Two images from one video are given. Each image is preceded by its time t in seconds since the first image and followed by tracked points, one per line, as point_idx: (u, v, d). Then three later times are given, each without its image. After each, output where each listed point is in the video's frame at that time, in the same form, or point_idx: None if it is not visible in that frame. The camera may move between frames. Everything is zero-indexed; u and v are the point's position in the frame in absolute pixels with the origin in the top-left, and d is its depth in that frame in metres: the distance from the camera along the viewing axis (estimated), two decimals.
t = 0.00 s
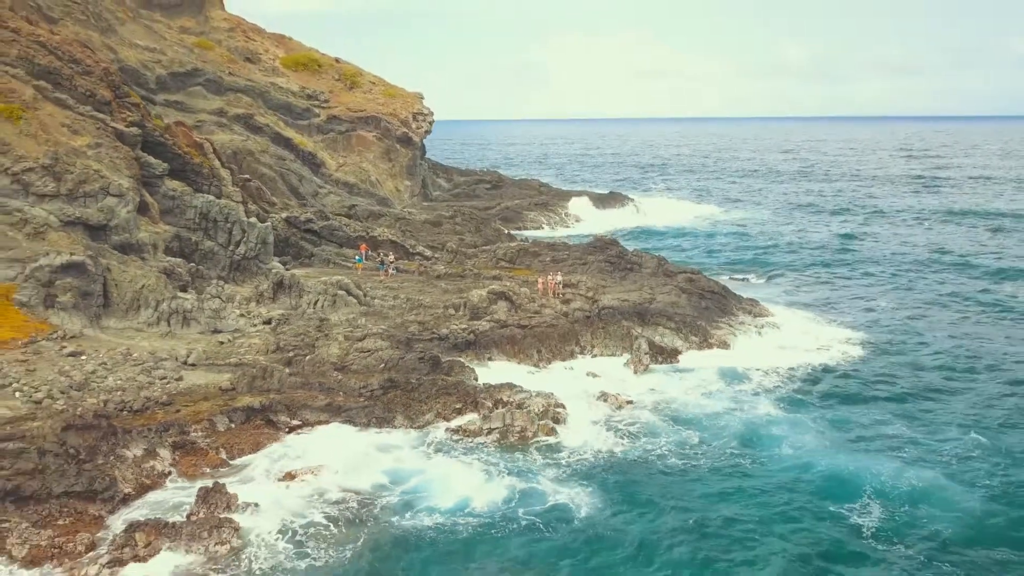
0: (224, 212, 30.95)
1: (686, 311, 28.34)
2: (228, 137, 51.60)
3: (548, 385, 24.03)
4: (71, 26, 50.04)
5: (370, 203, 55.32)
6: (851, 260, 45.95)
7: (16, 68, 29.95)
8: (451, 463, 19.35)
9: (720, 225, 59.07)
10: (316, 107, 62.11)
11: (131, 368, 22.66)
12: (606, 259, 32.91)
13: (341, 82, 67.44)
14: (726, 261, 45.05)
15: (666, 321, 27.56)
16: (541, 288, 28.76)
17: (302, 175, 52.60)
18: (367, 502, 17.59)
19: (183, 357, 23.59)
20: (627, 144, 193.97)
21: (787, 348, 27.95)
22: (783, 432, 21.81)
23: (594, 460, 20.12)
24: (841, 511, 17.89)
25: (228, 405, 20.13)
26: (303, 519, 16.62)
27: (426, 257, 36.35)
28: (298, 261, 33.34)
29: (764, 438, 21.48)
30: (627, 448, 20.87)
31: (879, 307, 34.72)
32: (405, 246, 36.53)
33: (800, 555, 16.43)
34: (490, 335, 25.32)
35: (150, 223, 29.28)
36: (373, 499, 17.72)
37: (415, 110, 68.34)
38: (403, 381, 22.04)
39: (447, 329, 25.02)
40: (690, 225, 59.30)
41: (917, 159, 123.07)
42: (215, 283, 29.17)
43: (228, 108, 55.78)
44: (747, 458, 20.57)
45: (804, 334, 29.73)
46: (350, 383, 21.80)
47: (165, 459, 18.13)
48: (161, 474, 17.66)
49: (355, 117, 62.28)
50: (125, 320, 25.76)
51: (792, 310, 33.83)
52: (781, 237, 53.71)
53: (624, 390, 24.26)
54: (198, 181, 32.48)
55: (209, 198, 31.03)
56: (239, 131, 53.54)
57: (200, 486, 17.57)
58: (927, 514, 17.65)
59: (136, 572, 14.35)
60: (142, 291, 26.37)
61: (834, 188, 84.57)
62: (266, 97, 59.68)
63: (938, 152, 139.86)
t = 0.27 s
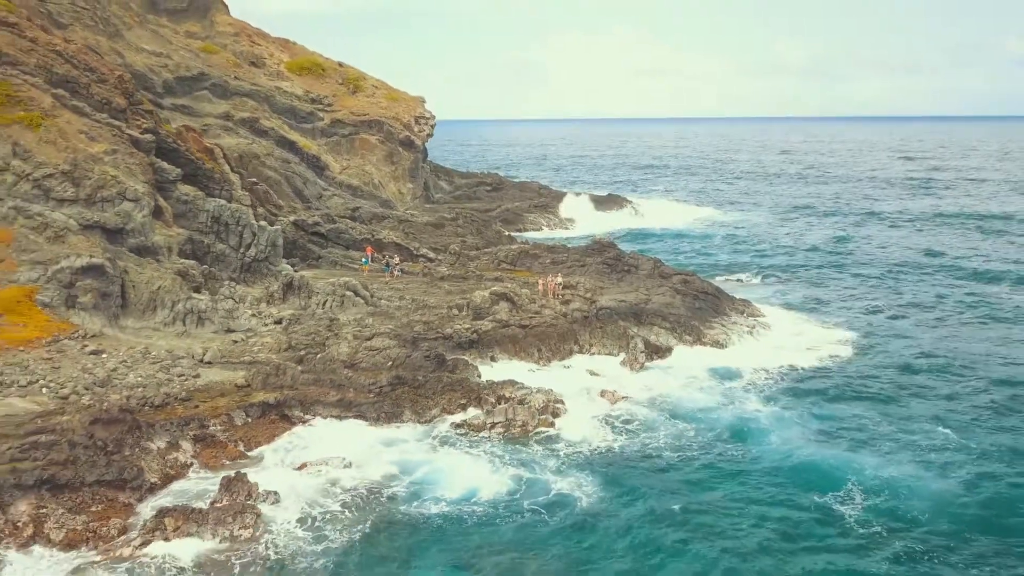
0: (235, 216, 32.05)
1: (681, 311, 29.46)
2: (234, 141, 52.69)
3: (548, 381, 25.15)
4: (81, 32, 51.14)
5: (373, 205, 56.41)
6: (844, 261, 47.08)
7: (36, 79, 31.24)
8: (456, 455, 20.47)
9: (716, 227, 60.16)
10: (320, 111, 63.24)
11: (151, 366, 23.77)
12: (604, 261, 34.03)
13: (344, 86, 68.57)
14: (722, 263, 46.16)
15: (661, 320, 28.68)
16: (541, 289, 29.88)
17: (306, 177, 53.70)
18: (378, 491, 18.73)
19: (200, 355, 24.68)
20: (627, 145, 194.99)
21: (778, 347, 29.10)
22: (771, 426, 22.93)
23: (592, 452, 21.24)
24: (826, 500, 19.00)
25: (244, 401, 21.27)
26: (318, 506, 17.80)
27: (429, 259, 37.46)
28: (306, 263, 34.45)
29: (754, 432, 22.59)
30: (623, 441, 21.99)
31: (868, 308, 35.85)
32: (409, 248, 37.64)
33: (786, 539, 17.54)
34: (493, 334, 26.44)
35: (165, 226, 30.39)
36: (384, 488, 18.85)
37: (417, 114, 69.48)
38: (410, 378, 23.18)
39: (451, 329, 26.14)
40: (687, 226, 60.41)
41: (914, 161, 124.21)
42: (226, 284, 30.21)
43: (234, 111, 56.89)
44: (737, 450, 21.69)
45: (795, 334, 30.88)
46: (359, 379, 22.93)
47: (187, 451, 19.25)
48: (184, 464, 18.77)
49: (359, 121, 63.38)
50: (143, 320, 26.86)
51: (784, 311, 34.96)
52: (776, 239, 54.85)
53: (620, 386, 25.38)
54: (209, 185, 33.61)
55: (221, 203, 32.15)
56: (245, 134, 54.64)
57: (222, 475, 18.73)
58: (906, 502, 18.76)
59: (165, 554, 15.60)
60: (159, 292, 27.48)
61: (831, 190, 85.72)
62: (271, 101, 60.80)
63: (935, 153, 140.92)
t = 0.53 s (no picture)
0: (246, 219, 33.24)
1: (675, 311, 30.66)
2: (240, 144, 53.82)
3: (547, 378, 26.33)
4: (91, 37, 52.28)
5: (376, 207, 57.56)
6: (837, 263, 48.24)
7: (54, 88, 32.48)
8: (461, 446, 21.68)
9: (713, 229, 61.34)
10: (323, 114, 64.41)
11: (169, 363, 24.93)
12: (603, 262, 35.21)
13: (347, 90, 69.78)
14: (717, 264, 47.33)
15: (656, 320, 29.84)
16: (541, 289, 31.06)
17: (310, 180, 54.84)
18: (387, 479, 19.92)
19: (215, 353, 25.84)
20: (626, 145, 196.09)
21: (769, 347, 30.28)
22: (761, 420, 24.11)
23: (590, 443, 22.43)
24: (810, 487, 20.19)
25: (260, 397, 22.51)
26: (332, 492, 19.11)
27: (432, 261, 38.61)
28: (313, 265, 35.60)
29: (744, 424, 23.82)
30: (619, 433, 23.16)
31: (857, 309, 37.02)
32: (413, 250, 38.80)
33: (771, 522, 18.75)
34: (495, 332, 27.58)
35: (179, 229, 31.55)
36: (393, 477, 20.04)
37: (419, 117, 70.67)
38: (416, 375, 24.36)
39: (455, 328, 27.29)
40: (684, 228, 61.53)
41: (910, 162, 125.30)
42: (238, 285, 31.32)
43: (240, 115, 58.03)
44: (727, 442, 22.85)
45: (785, 334, 32.09)
46: (368, 376, 24.16)
47: (208, 443, 20.47)
48: (205, 455, 19.98)
49: (362, 124, 64.53)
50: (159, 319, 28.02)
51: (776, 311, 36.15)
52: (772, 241, 56.02)
53: (617, 382, 26.56)
54: (221, 189, 34.81)
55: (232, 206, 33.34)
56: (250, 137, 55.78)
57: (242, 464, 19.99)
58: (885, 489, 19.96)
59: (192, 536, 16.91)
60: (175, 292, 28.64)
61: (827, 192, 86.91)
62: (275, 105, 61.97)
63: (932, 155, 142.13)
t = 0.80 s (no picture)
0: (256, 222, 34.46)
1: (670, 310, 31.88)
2: (246, 147, 54.99)
3: (546, 374, 27.56)
4: (100, 43, 53.45)
5: (379, 209, 58.72)
6: (830, 264, 49.42)
7: (72, 96, 33.74)
8: (466, 437, 22.94)
9: (709, 231, 62.53)
10: (327, 117, 65.59)
11: (186, 360, 26.12)
12: (601, 263, 36.41)
13: (351, 94, 71.01)
14: (713, 265, 48.54)
15: (652, 319, 31.04)
16: (541, 290, 32.26)
17: (315, 182, 56.00)
18: (396, 469, 21.16)
19: (230, 350, 27.05)
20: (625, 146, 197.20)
21: (759, 346, 31.52)
22: (750, 414, 25.34)
23: (587, 435, 23.66)
24: (795, 475, 21.44)
25: (274, 392, 23.77)
26: (345, 479, 20.48)
27: (435, 262, 39.81)
28: (321, 266, 36.83)
29: (733, 416, 25.09)
30: (615, 426, 24.39)
31: (847, 309, 38.24)
32: (417, 251, 39.99)
33: (755, 507, 20.01)
34: (497, 331, 28.79)
35: (192, 231, 32.74)
36: (401, 467, 21.28)
37: (421, 120, 71.86)
38: (422, 371, 25.62)
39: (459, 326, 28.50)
40: (682, 229, 62.69)
41: (907, 163, 126.39)
42: (249, 286, 32.50)
43: (245, 118, 59.20)
44: (717, 433, 24.07)
45: (775, 333, 33.35)
46: (376, 372, 25.41)
47: (227, 436, 21.74)
48: (224, 447, 21.24)
49: (365, 127, 65.73)
50: (175, 318, 29.22)
51: (769, 311, 37.37)
52: (767, 242, 57.23)
53: (613, 378, 27.79)
54: (232, 193, 36.04)
55: (243, 210, 34.55)
56: (255, 140, 56.95)
57: (260, 454, 21.30)
58: (865, 478, 21.19)
59: (216, 521, 18.33)
60: (189, 292, 29.84)
61: (824, 194, 88.08)
62: (280, 108, 63.15)
63: (929, 156, 143.30)
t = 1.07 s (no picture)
0: (266, 224, 35.70)
1: (665, 310, 33.13)
2: (252, 149, 56.21)
3: (546, 371, 28.80)
4: (109, 48, 54.69)
5: (383, 210, 59.93)
6: (823, 264, 50.65)
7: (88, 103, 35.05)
8: (471, 430, 24.24)
9: (706, 232, 63.79)
10: (331, 120, 66.83)
11: (202, 357, 27.34)
12: (599, 264, 37.66)
13: (354, 97, 72.27)
14: (708, 265, 49.79)
15: (648, 318, 32.28)
16: (541, 290, 33.51)
17: (320, 184, 57.20)
18: (405, 459, 22.43)
19: (243, 348, 28.29)
20: (624, 146, 198.54)
21: (751, 344, 32.77)
22: (740, 408, 26.61)
23: (585, 428, 24.93)
24: (780, 464, 22.73)
25: (288, 388, 25.16)
26: (357, 469, 21.76)
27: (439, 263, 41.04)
28: (328, 266, 38.07)
29: (723, 411, 26.41)
30: (611, 419, 25.64)
31: (837, 309, 39.50)
32: (421, 253, 41.22)
33: (744, 493, 21.27)
34: (499, 329, 30.03)
35: (205, 233, 33.99)
36: (409, 457, 22.55)
37: (423, 123, 73.11)
38: (428, 368, 26.88)
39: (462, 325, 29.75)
40: (679, 230, 63.93)
41: (904, 164, 127.57)
42: (260, 287, 33.73)
43: (251, 121, 60.41)
44: (709, 426, 25.35)
45: (766, 332, 34.61)
46: (384, 369, 26.68)
47: (244, 428, 23.07)
48: (242, 439, 22.58)
49: (368, 130, 66.98)
50: (189, 318, 30.46)
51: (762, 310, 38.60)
52: (762, 243, 58.50)
53: (610, 374, 29.03)
54: (242, 197, 37.32)
55: (253, 213, 35.81)
56: (261, 143, 58.16)
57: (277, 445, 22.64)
58: (847, 467, 22.46)
59: (238, 507, 19.69)
60: (204, 292, 31.09)
61: (820, 195, 89.31)
62: (285, 111, 64.36)
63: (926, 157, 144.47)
